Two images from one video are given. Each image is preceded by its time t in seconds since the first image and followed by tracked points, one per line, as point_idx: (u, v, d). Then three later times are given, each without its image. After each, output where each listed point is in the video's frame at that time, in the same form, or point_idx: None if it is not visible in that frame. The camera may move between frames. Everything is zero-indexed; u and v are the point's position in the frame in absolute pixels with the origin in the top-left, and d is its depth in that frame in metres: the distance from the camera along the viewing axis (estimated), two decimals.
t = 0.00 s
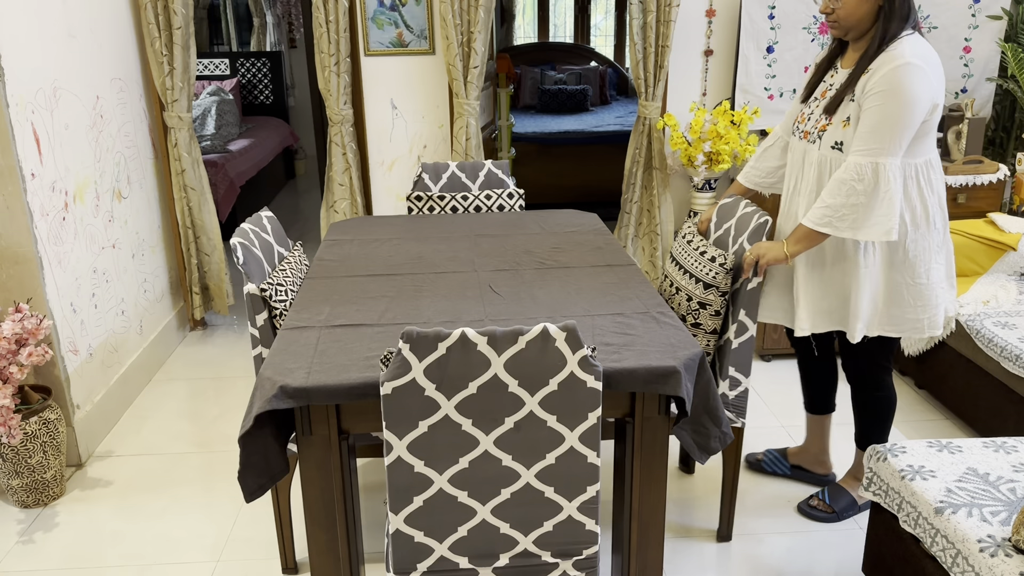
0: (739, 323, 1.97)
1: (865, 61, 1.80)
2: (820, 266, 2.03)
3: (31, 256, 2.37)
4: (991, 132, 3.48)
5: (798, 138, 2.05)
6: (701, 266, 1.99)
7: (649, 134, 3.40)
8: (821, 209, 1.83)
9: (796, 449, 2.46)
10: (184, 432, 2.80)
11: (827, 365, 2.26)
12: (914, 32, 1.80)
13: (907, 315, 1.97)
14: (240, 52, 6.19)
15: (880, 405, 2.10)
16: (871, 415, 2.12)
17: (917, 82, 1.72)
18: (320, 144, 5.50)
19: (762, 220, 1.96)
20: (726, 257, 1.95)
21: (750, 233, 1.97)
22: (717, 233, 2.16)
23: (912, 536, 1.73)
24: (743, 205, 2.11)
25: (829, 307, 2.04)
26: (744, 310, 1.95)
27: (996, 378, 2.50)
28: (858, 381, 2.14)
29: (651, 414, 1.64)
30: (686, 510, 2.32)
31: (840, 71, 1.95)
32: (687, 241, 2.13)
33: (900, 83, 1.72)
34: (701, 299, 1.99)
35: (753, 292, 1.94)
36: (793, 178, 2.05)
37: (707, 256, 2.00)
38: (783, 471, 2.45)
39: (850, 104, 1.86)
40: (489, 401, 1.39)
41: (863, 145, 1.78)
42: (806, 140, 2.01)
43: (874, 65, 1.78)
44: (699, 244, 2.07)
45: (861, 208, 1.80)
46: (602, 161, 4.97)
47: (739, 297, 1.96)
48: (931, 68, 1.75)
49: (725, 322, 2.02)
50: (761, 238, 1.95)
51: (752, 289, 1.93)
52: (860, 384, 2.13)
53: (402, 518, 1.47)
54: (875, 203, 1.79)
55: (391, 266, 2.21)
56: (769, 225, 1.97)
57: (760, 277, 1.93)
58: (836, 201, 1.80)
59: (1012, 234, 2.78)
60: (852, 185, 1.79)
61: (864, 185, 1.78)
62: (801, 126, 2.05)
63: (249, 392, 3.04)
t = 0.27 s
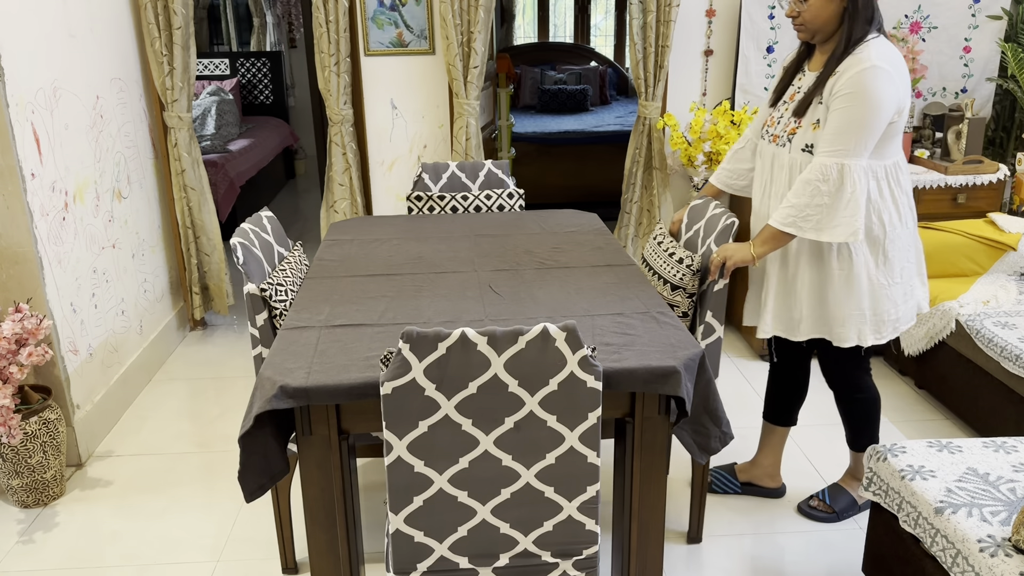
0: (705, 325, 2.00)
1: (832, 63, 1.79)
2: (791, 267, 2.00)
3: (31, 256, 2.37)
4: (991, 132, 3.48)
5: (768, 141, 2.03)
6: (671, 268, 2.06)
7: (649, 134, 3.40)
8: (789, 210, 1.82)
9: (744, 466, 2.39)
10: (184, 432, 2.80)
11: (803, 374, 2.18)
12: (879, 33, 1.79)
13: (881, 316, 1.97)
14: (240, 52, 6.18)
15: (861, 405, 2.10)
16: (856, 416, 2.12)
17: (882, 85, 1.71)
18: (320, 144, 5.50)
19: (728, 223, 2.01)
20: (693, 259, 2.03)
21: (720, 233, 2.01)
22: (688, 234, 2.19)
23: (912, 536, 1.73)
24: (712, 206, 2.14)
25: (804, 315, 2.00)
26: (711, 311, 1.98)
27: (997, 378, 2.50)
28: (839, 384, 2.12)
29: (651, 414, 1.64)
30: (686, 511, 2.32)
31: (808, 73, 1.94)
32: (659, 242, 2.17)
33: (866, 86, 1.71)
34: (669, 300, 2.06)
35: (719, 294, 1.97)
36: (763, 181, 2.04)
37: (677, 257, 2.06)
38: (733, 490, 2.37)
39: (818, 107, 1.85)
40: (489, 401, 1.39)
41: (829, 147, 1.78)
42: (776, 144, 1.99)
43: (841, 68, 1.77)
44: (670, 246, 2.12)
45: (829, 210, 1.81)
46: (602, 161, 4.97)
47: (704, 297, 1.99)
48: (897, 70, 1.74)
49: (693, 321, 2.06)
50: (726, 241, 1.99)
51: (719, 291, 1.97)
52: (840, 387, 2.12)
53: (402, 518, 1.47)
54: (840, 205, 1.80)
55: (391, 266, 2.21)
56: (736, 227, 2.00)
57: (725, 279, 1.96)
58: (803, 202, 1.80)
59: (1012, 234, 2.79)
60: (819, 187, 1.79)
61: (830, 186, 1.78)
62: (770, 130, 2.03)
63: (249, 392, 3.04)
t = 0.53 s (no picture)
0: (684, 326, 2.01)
1: (801, 60, 1.79)
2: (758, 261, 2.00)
3: (32, 256, 2.37)
4: (991, 132, 3.48)
5: (736, 137, 2.05)
6: (654, 267, 2.05)
7: (649, 134, 3.40)
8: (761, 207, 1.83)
9: (744, 467, 2.39)
10: (184, 432, 2.80)
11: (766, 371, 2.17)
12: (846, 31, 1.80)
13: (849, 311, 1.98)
14: (240, 51, 6.18)
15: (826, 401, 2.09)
16: (821, 411, 2.11)
17: (850, 82, 1.73)
18: (320, 143, 5.50)
19: (705, 223, 1.99)
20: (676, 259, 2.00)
21: (695, 235, 2.00)
22: (669, 234, 2.20)
23: (912, 536, 1.73)
24: (689, 207, 2.15)
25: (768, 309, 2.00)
26: (688, 313, 1.99)
27: (997, 378, 2.50)
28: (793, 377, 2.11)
29: (651, 413, 1.64)
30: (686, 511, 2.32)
31: (775, 70, 1.94)
32: (644, 242, 2.18)
33: (834, 84, 1.72)
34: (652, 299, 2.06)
35: (696, 295, 1.98)
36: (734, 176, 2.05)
37: (660, 257, 2.05)
38: (733, 491, 2.38)
39: (787, 103, 1.86)
40: (488, 401, 1.39)
41: (799, 143, 1.79)
42: (744, 139, 2.01)
43: (809, 65, 1.77)
44: (653, 246, 2.12)
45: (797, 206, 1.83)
46: (602, 161, 4.96)
47: (683, 300, 2.00)
48: (866, 68, 1.76)
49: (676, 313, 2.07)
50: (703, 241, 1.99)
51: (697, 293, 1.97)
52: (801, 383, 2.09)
53: (402, 518, 1.47)
54: (810, 201, 1.82)
55: (391, 266, 2.21)
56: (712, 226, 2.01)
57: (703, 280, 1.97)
58: (773, 199, 1.81)
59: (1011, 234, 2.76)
60: (789, 183, 1.80)
61: (800, 182, 1.80)
62: (738, 124, 2.05)
63: (250, 392, 3.05)
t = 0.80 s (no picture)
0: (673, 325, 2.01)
1: (783, 57, 1.78)
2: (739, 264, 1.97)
3: (32, 256, 2.37)
4: (991, 132, 3.48)
5: (721, 135, 2.04)
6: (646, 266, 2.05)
7: (649, 134, 3.40)
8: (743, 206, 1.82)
9: (745, 468, 2.37)
10: (184, 432, 2.80)
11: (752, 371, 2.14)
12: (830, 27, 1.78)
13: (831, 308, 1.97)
14: (240, 52, 6.18)
15: (781, 413, 2.05)
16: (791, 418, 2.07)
17: (831, 79, 1.70)
18: (320, 144, 5.51)
19: (690, 223, 2.00)
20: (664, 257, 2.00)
21: (681, 235, 2.00)
22: (655, 234, 2.20)
23: (912, 536, 1.73)
24: (675, 208, 2.15)
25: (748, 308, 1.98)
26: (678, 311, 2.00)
27: (997, 378, 2.50)
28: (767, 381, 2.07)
29: (651, 413, 1.64)
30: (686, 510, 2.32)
31: (760, 68, 1.93)
32: (634, 243, 2.18)
33: (815, 81, 1.70)
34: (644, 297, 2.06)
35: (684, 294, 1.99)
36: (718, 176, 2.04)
37: (649, 256, 2.05)
38: (734, 492, 2.37)
39: (769, 101, 1.85)
40: (488, 401, 1.39)
41: (780, 142, 1.77)
42: (728, 137, 2.00)
43: (790, 63, 1.76)
44: (642, 246, 2.13)
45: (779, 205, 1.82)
46: (602, 161, 4.97)
47: (671, 300, 2.00)
48: (848, 64, 1.74)
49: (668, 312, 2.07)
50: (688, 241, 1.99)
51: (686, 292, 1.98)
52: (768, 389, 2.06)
53: (403, 518, 1.47)
54: (793, 200, 1.80)
55: (391, 266, 2.21)
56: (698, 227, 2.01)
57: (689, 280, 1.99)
58: (756, 197, 1.80)
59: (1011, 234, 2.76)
60: (772, 182, 1.78)
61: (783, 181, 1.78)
62: (723, 122, 2.04)
63: (250, 392, 3.05)
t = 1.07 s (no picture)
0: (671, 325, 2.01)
1: (781, 55, 1.78)
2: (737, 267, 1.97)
3: (32, 256, 2.37)
4: (991, 132, 3.48)
5: (718, 134, 2.04)
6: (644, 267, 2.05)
7: (649, 134, 3.40)
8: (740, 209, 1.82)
9: (745, 467, 2.38)
10: (184, 432, 2.80)
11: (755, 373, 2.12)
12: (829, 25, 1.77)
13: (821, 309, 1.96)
14: (240, 52, 6.18)
15: (781, 414, 2.04)
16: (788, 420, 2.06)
17: (828, 80, 1.70)
18: (320, 144, 5.50)
19: (688, 224, 1.99)
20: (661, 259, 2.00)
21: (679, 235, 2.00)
22: (654, 235, 2.20)
23: (912, 536, 1.73)
24: (673, 208, 2.15)
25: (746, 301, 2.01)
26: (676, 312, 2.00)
27: (997, 378, 2.50)
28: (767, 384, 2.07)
29: (651, 414, 1.64)
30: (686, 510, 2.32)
31: (760, 67, 1.93)
32: (632, 243, 2.19)
33: (811, 80, 1.70)
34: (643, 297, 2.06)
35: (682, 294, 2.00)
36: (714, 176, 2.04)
37: (647, 257, 2.05)
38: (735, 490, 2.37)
39: (764, 100, 1.84)
40: (488, 401, 1.39)
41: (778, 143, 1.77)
42: (724, 136, 2.01)
43: (787, 62, 1.75)
44: (640, 246, 2.13)
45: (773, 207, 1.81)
46: (602, 161, 4.96)
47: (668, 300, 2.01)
48: (845, 62, 1.73)
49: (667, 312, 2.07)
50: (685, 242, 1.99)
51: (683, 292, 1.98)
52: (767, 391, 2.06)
53: (403, 518, 1.47)
54: (790, 201, 1.79)
55: (391, 266, 2.21)
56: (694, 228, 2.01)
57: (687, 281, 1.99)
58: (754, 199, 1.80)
59: (1012, 234, 2.76)
60: (767, 184, 1.78)
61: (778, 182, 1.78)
62: (721, 121, 2.04)
63: (250, 392, 3.05)
